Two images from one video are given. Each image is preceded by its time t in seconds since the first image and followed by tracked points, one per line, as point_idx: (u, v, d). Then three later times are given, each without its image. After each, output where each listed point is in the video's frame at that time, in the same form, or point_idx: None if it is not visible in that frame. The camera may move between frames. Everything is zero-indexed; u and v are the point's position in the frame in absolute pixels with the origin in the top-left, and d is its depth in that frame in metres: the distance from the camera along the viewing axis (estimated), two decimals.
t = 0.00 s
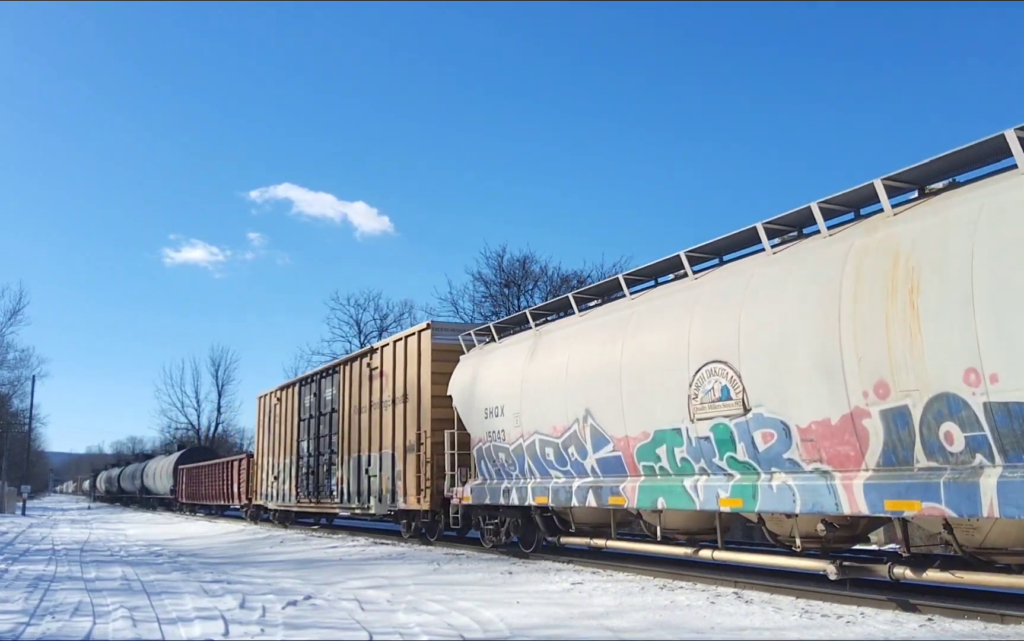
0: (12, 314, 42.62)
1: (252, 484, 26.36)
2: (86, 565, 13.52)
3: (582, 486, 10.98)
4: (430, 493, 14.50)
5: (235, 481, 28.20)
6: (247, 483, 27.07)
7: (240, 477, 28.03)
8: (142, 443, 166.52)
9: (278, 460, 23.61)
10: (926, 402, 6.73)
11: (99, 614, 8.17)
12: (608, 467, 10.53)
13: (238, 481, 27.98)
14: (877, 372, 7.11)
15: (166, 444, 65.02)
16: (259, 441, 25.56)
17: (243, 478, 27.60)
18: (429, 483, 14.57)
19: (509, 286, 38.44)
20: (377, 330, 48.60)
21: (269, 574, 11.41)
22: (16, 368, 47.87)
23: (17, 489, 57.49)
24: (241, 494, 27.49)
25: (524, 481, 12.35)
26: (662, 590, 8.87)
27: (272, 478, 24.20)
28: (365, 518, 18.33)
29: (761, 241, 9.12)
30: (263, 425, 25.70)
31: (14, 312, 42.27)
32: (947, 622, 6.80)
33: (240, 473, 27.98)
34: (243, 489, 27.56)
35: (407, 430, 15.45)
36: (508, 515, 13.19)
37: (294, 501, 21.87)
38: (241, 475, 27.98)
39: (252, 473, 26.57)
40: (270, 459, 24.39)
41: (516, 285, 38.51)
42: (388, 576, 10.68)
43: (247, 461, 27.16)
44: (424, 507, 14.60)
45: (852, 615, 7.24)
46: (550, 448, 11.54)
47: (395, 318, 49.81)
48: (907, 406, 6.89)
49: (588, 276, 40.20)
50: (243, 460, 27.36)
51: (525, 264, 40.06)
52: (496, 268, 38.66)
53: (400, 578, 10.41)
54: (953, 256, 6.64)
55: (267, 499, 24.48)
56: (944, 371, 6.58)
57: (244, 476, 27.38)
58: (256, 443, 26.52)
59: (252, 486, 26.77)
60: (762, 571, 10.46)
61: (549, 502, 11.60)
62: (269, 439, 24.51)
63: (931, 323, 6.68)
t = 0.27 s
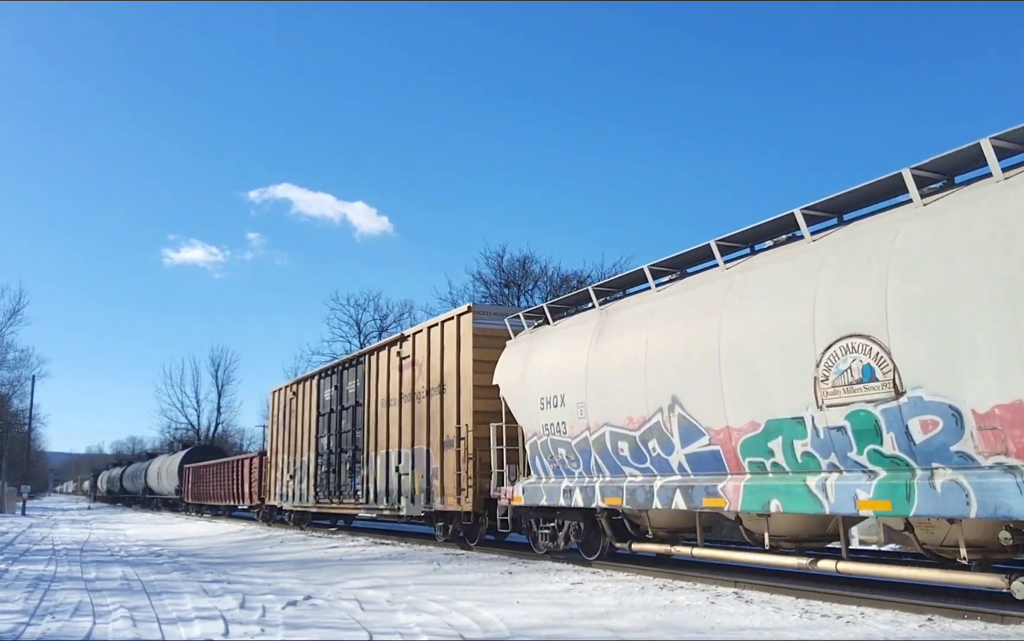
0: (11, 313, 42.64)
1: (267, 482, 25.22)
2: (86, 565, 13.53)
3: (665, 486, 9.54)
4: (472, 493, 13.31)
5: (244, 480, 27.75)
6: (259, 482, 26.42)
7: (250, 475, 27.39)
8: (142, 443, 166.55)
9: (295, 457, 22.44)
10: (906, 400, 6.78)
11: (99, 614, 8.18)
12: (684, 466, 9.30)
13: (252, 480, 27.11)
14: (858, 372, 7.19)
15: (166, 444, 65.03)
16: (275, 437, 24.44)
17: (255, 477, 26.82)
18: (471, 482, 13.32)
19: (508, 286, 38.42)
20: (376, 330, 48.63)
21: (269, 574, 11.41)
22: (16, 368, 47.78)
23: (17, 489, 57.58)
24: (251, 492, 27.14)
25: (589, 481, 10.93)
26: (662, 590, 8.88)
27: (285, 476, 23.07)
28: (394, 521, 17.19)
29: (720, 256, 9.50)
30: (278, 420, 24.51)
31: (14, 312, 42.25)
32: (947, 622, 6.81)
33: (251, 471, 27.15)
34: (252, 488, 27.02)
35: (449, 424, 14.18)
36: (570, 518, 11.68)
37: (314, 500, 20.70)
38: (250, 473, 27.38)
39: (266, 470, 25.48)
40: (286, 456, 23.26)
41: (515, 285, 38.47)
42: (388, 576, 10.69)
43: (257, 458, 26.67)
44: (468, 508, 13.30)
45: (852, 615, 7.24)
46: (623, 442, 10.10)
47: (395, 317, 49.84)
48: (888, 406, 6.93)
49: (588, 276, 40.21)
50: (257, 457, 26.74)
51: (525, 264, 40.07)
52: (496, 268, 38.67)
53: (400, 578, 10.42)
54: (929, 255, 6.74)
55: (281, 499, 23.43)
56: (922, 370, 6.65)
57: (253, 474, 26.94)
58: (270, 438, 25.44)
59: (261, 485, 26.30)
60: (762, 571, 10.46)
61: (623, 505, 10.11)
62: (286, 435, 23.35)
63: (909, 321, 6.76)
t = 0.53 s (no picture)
0: (12, 313, 42.70)
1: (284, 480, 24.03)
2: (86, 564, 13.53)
3: (779, 486, 7.92)
4: (523, 493, 12.09)
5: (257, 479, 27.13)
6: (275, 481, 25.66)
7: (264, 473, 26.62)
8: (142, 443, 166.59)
9: (315, 454, 21.26)
10: (895, 405, 6.76)
11: (99, 614, 8.18)
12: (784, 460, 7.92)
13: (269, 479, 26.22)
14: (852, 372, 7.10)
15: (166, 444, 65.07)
16: (293, 433, 23.32)
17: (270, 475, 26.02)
18: (523, 480, 12.10)
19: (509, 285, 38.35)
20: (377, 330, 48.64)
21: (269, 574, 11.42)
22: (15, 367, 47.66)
23: (17, 488, 57.65)
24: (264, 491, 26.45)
25: (674, 480, 9.31)
26: (663, 590, 8.88)
27: (304, 474, 21.98)
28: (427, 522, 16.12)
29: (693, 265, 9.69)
30: (296, 415, 23.25)
31: (14, 311, 42.22)
32: (947, 622, 6.80)
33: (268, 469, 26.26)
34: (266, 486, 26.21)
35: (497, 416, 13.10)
36: (645, 522, 10.14)
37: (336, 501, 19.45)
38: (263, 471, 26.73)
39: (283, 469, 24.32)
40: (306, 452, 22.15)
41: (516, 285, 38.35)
42: (388, 576, 10.70)
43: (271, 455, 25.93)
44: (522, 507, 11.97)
45: (851, 615, 7.24)
46: (724, 433, 8.47)
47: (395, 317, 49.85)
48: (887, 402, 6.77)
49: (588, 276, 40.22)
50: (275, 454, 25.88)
51: (526, 264, 40.07)
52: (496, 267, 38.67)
53: (400, 578, 10.42)
54: (914, 260, 6.71)
55: (298, 500, 22.31)
56: (916, 372, 6.57)
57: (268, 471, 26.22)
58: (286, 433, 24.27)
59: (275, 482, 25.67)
60: (763, 570, 10.46)
61: (721, 507, 8.48)
62: (306, 430, 22.17)
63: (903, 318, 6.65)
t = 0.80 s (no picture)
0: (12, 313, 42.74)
1: (302, 478, 22.96)
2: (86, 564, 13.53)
3: (944, 484, 6.55)
4: (591, 493, 10.79)
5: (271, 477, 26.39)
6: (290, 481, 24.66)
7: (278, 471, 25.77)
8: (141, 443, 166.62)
9: (337, 451, 20.07)
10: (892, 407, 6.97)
11: (99, 614, 8.18)
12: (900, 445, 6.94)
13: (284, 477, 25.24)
14: (864, 377, 7.23)
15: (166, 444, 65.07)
16: (313, 428, 22.19)
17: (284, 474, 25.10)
18: (589, 479, 10.85)
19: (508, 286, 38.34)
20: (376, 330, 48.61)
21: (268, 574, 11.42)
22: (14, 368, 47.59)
23: (17, 489, 57.67)
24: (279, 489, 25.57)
25: (795, 479, 7.98)
26: (662, 590, 8.88)
27: (326, 471, 20.87)
28: (463, 524, 15.08)
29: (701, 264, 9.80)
30: (317, 409, 22.06)
31: (13, 312, 42.20)
32: (947, 622, 6.81)
33: (284, 467, 25.31)
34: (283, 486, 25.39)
35: (553, 408, 11.88)
36: (750, 529, 8.75)
37: (364, 500, 18.21)
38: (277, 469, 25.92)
39: (303, 466, 23.15)
40: (325, 450, 20.98)
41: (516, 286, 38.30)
42: (388, 576, 10.71)
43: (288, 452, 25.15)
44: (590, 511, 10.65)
45: (851, 615, 7.25)
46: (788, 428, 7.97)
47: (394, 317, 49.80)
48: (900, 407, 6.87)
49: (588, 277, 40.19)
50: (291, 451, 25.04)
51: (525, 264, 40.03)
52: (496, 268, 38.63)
53: (400, 578, 10.43)
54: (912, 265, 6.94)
55: (318, 500, 21.26)
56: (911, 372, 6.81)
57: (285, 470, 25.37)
58: (304, 429, 23.04)
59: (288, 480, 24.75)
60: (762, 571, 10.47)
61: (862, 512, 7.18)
62: (328, 426, 20.93)
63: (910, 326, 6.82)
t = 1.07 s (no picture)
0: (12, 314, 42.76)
1: (320, 477, 21.34)
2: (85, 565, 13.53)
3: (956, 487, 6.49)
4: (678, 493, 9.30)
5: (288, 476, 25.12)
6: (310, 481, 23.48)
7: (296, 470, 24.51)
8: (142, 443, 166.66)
9: (359, 447, 18.53)
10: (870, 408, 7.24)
11: (99, 614, 8.19)
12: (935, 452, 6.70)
13: (304, 476, 24.03)
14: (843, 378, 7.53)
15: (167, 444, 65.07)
16: (332, 424, 20.66)
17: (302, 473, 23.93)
18: (678, 477, 9.34)
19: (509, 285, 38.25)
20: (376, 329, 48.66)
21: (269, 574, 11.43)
22: (15, 368, 47.58)
23: (17, 489, 57.76)
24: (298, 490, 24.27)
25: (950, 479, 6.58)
26: (662, 590, 8.89)
27: (345, 469, 19.27)
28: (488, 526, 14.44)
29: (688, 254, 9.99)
30: (335, 403, 20.47)
31: (13, 311, 42.20)
32: (948, 623, 6.81)
33: (302, 466, 24.08)
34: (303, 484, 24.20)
35: (629, 395, 10.35)
36: (893, 537, 7.31)
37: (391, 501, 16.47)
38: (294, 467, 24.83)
39: (320, 466, 21.42)
40: (345, 446, 19.45)
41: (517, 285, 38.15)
42: (388, 576, 10.71)
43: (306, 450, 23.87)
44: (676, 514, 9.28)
45: (852, 615, 7.25)
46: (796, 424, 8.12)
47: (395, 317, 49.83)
48: (915, 409, 6.82)
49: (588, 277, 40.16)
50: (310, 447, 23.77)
51: (526, 263, 40.02)
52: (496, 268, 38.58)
53: (400, 578, 10.44)
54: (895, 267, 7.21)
55: (338, 500, 19.70)
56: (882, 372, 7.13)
57: (304, 469, 24.15)
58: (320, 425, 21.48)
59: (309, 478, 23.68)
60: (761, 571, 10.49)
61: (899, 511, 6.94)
62: (349, 421, 19.31)
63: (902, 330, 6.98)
